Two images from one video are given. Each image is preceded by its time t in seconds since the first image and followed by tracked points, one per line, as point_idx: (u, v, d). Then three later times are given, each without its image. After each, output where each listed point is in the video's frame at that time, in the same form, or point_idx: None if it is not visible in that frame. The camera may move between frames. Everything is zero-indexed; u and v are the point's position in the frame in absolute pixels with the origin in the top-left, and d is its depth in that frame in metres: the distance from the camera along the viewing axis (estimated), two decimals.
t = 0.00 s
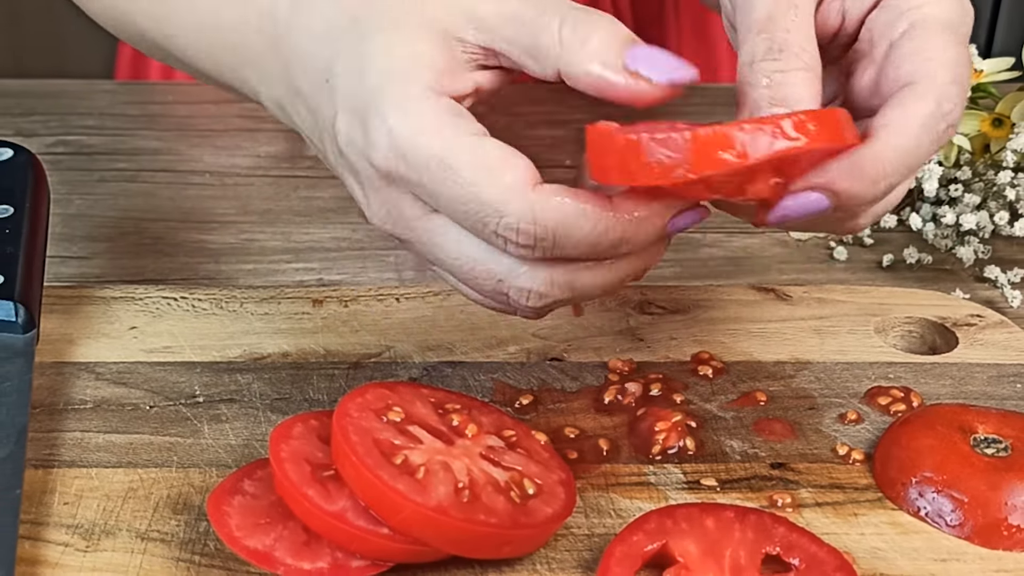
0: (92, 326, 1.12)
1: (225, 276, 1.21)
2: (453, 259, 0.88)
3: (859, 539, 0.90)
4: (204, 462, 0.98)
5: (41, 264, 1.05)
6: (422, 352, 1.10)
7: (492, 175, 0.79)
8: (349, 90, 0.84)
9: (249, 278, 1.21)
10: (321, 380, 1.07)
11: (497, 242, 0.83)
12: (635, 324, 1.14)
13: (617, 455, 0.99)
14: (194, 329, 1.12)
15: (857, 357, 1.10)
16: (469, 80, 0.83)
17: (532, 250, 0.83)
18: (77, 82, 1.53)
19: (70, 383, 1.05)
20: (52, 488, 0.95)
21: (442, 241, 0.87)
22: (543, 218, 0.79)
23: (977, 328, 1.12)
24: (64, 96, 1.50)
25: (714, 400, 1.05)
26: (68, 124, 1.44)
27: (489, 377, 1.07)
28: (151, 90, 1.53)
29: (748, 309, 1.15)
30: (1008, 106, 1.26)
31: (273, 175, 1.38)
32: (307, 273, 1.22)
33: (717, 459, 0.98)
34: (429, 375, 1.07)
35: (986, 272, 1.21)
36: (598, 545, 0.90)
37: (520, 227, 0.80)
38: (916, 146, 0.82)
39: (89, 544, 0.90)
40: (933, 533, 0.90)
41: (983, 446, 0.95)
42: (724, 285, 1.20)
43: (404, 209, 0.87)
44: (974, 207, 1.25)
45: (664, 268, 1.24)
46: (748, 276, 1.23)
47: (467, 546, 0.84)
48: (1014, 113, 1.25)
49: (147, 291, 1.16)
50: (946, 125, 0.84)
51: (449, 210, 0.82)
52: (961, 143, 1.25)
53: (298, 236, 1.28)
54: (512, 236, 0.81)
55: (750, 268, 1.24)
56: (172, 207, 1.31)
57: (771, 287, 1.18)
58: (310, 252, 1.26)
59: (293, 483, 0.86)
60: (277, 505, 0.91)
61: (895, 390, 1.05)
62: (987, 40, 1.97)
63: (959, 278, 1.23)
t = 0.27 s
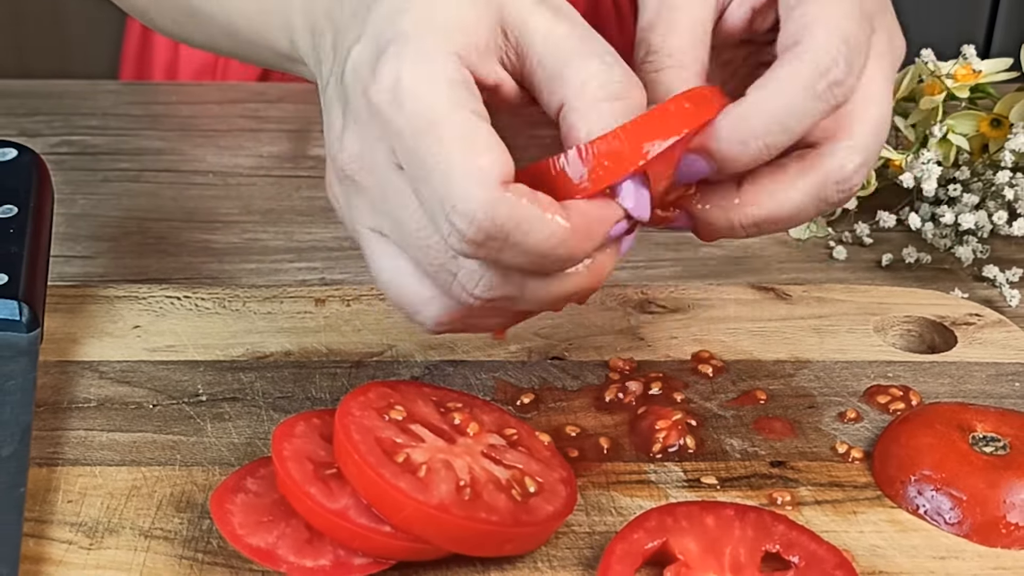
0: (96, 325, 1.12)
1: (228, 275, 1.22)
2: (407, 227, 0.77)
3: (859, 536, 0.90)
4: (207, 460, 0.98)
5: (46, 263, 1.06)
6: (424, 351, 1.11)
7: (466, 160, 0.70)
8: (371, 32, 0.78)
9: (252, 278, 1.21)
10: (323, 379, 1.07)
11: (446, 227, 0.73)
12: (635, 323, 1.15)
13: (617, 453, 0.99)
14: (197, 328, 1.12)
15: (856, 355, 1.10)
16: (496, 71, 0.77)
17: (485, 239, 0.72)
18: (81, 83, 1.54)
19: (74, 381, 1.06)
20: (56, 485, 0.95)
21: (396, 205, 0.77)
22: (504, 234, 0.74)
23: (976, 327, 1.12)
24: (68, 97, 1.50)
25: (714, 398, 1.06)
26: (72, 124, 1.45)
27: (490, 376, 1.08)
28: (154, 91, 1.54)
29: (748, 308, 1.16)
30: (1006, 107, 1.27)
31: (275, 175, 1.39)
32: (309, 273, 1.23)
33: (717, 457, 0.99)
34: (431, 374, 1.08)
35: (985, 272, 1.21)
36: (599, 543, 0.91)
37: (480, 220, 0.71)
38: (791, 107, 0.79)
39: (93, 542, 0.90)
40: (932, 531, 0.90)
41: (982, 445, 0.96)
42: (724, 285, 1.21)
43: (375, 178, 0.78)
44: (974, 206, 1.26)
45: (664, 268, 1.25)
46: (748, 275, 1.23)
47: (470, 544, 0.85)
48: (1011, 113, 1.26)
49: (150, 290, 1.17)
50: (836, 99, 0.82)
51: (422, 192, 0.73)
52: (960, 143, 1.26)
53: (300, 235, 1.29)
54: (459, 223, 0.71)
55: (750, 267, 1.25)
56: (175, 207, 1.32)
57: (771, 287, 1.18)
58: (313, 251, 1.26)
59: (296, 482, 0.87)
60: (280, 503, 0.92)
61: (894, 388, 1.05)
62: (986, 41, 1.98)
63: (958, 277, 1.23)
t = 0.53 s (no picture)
0: (100, 324, 1.13)
1: (231, 274, 1.22)
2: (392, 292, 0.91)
3: (858, 534, 0.91)
4: (210, 459, 0.99)
5: (50, 262, 1.06)
6: (426, 349, 1.12)
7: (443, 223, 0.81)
8: (303, 114, 0.86)
9: (255, 277, 1.22)
10: (326, 378, 1.08)
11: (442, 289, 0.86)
12: (636, 322, 1.15)
13: (618, 451, 1.00)
14: (201, 327, 1.13)
15: (856, 354, 1.11)
16: (429, 132, 0.86)
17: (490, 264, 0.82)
18: (84, 84, 1.54)
19: (78, 380, 1.07)
20: (60, 484, 0.96)
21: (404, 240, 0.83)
22: (489, 276, 0.83)
23: (974, 326, 1.13)
24: (72, 97, 1.51)
25: (715, 397, 1.06)
26: (76, 124, 1.45)
27: (492, 375, 1.09)
28: (158, 91, 1.54)
29: (747, 307, 1.16)
30: (1005, 107, 1.29)
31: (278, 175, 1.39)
32: (311, 272, 1.24)
33: (717, 455, 1.00)
34: (433, 373, 1.08)
35: (984, 271, 1.22)
36: (600, 540, 0.91)
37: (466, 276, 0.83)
38: (828, 221, 0.92)
39: (96, 540, 0.91)
40: (931, 529, 0.91)
41: (980, 443, 0.96)
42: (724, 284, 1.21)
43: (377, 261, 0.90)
44: (973, 206, 1.26)
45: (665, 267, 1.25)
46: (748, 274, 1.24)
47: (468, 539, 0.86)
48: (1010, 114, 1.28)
49: (154, 289, 1.17)
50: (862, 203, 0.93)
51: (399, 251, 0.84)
52: (958, 142, 1.28)
53: (303, 235, 1.29)
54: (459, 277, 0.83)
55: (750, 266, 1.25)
56: (178, 207, 1.33)
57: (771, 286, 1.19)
58: (315, 250, 1.27)
59: (299, 480, 0.87)
60: (283, 502, 0.92)
61: (893, 387, 1.06)
62: (985, 42, 1.98)
63: (956, 276, 1.24)
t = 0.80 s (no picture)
0: (103, 323, 1.13)
1: (234, 274, 1.23)
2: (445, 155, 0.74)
3: (857, 532, 0.91)
4: (213, 457, 1.00)
5: (54, 262, 1.07)
6: (427, 348, 1.12)
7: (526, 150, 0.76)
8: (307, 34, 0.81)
9: (257, 277, 1.23)
10: (328, 377, 1.08)
11: (441, 189, 0.77)
12: (636, 321, 1.16)
13: (618, 449, 1.00)
14: (204, 326, 1.14)
15: (855, 353, 1.11)
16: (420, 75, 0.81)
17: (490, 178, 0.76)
18: (88, 84, 1.55)
19: (81, 379, 1.07)
20: (64, 482, 0.97)
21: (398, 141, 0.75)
22: (506, 194, 0.76)
23: (973, 325, 1.13)
24: (76, 97, 1.52)
25: (715, 395, 1.07)
26: (79, 124, 1.46)
27: (493, 374, 1.09)
28: (161, 92, 1.55)
29: (748, 306, 1.17)
30: (1003, 107, 1.30)
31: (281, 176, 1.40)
32: (314, 271, 1.24)
33: (717, 453, 1.00)
34: (434, 372, 1.09)
35: (982, 270, 1.22)
36: (601, 538, 0.92)
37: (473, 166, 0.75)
38: (832, 182, 0.91)
39: (100, 538, 0.91)
40: (931, 527, 0.91)
41: (978, 441, 0.97)
42: (725, 283, 1.22)
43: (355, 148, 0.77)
44: (971, 206, 1.27)
45: (666, 266, 1.26)
46: (748, 273, 1.24)
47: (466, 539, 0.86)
48: (1008, 114, 1.29)
49: (158, 288, 1.18)
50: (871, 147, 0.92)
51: (387, 160, 0.76)
52: (957, 143, 1.29)
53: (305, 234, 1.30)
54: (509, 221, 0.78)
55: (750, 266, 1.26)
56: (181, 207, 1.33)
57: (770, 286, 1.20)
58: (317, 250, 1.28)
59: (302, 478, 0.88)
60: (285, 499, 0.93)
61: (892, 386, 1.07)
62: (983, 42, 1.99)
63: (955, 276, 1.24)
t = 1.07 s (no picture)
0: (107, 322, 1.14)
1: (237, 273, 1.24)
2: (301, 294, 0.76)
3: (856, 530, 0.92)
4: (216, 456, 1.00)
5: (58, 261, 1.07)
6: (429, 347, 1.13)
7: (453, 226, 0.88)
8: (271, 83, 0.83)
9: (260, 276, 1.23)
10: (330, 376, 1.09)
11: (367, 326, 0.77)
12: (637, 320, 1.16)
13: (619, 448, 1.01)
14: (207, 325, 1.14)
15: (854, 352, 1.12)
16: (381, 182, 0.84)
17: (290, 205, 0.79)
18: (91, 84, 1.56)
19: (85, 377, 1.08)
20: (68, 480, 0.97)
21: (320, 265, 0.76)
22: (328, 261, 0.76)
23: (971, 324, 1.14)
24: (79, 98, 1.52)
25: (715, 394, 1.07)
26: (83, 124, 1.47)
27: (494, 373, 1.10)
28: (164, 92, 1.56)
29: (748, 305, 1.18)
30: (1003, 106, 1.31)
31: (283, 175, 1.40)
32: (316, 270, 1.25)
33: (717, 452, 1.01)
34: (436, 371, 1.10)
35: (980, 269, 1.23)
36: (602, 536, 0.93)
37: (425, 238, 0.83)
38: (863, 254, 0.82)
39: (103, 535, 0.92)
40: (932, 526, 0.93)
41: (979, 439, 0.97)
42: (726, 282, 1.22)
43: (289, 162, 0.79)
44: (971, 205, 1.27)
45: (666, 265, 1.26)
46: (748, 272, 1.25)
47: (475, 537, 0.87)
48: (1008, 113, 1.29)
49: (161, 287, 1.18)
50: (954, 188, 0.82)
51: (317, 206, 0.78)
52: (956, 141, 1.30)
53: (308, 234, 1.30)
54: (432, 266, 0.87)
55: (749, 265, 1.26)
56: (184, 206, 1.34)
57: (772, 284, 1.21)
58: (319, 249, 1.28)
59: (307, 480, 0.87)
60: (290, 498, 0.93)
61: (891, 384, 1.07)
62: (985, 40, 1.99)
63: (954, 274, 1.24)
